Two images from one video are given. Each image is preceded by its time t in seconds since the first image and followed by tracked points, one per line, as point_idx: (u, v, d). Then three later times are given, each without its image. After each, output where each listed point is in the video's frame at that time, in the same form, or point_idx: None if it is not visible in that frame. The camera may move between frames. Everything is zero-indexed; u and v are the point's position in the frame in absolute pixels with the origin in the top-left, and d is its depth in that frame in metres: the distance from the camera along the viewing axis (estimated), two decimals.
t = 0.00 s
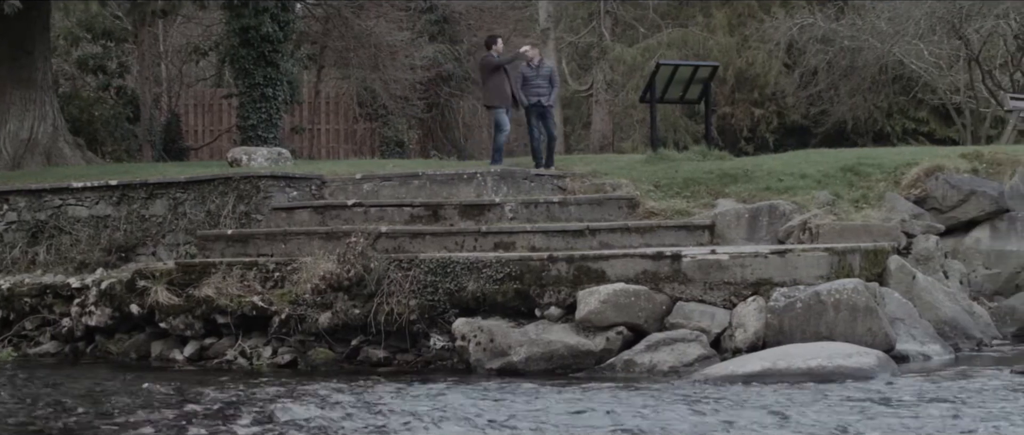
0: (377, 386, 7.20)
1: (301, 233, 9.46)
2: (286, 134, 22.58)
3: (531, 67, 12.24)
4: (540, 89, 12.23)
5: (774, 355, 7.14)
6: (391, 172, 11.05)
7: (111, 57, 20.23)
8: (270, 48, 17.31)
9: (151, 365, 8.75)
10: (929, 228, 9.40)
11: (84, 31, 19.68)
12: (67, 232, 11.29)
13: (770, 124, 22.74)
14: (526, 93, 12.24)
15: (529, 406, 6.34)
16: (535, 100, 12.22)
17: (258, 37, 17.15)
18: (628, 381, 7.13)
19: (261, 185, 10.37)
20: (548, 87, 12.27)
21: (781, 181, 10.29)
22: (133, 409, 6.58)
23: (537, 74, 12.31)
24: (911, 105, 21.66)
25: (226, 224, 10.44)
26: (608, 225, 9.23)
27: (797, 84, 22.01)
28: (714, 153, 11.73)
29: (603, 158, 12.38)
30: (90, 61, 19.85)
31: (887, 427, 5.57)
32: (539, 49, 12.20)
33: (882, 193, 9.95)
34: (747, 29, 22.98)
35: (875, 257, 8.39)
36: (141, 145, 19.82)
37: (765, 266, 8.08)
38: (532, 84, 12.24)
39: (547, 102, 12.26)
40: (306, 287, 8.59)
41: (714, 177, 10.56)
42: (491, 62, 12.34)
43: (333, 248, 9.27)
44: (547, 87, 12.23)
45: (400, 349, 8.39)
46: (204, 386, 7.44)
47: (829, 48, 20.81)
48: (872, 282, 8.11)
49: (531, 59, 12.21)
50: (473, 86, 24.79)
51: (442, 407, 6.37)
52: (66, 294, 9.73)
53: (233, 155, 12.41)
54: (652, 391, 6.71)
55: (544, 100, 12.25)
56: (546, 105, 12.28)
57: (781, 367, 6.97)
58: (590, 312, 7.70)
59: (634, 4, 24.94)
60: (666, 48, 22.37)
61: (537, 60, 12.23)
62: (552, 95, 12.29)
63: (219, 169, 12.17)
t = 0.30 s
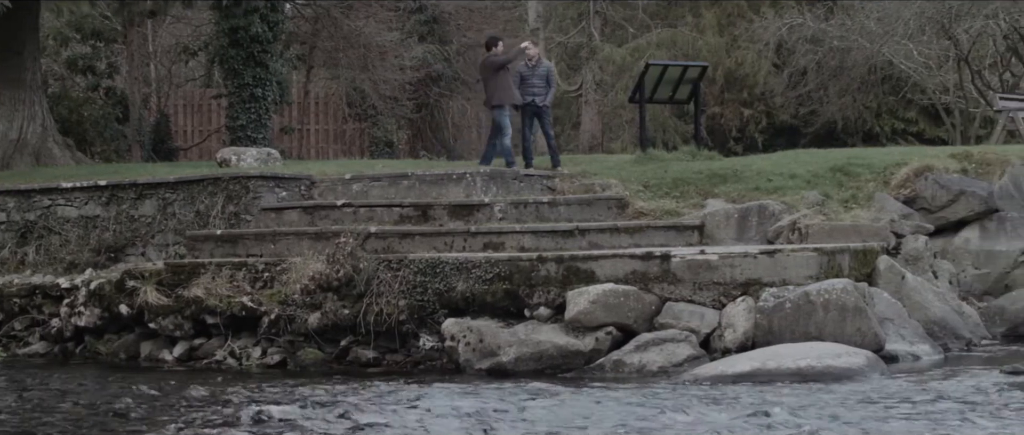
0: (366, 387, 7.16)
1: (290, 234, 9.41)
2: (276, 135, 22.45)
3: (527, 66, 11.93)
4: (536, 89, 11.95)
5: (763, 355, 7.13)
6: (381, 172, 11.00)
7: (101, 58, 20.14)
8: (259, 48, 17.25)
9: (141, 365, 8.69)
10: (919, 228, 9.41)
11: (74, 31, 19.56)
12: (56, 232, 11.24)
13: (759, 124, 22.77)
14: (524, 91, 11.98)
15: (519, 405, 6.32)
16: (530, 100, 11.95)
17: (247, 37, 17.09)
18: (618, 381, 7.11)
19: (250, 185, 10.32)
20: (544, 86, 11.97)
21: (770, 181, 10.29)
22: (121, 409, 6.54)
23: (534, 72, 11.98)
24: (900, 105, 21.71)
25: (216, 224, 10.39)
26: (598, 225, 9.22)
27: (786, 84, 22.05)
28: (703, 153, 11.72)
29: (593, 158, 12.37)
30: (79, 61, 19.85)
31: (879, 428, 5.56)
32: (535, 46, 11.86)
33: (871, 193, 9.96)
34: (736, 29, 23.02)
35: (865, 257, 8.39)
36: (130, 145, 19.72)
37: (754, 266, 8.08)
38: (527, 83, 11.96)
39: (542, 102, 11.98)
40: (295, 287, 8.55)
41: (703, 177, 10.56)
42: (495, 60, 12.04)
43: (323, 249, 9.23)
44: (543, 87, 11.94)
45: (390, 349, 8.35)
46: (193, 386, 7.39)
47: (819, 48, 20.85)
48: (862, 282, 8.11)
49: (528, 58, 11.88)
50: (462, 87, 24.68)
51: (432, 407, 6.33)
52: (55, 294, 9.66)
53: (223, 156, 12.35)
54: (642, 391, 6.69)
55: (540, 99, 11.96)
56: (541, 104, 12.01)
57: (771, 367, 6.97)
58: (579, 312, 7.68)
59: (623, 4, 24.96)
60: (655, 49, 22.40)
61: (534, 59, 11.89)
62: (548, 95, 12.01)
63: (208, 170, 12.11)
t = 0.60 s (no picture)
0: (355, 387, 7.13)
1: (279, 234, 9.38)
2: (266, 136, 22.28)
3: (531, 65, 11.95)
4: (541, 88, 11.93)
5: (752, 355, 7.13)
6: (370, 172, 10.96)
7: (90, 58, 20.05)
8: (248, 49, 17.20)
9: (129, 366, 8.64)
10: (907, 228, 9.43)
11: (63, 32, 19.45)
12: (45, 233, 11.17)
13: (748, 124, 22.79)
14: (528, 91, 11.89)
15: (508, 406, 6.30)
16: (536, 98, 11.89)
17: (237, 38, 17.05)
18: (608, 382, 7.11)
19: (239, 186, 10.28)
20: (547, 85, 11.99)
21: (760, 181, 10.30)
22: (110, 409, 6.50)
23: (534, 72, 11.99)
24: (889, 105, 21.75)
25: (205, 225, 10.35)
26: (587, 225, 9.20)
27: (775, 84, 22.09)
28: (692, 153, 11.73)
29: (582, 159, 12.36)
30: (68, 61, 19.78)
31: (868, 427, 5.57)
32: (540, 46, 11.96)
33: (860, 193, 9.98)
34: (725, 29, 23.06)
35: (853, 257, 8.40)
36: (120, 146, 19.63)
37: (743, 266, 8.07)
38: (531, 83, 11.92)
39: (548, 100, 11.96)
40: (284, 288, 8.52)
41: (692, 177, 10.56)
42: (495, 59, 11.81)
43: (312, 249, 9.19)
44: (546, 86, 11.96)
45: (379, 349, 8.33)
46: (182, 386, 7.36)
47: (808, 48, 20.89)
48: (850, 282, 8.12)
49: (533, 56, 11.91)
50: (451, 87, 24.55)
51: (421, 407, 6.31)
52: (44, 295, 9.59)
53: (212, 156, 12.29)
54: (631, 391, 6.69)
55: (546, 98, 11.94)
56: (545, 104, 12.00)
57: (759, 367, 6.97)
58: (568, 312, 7.66)
59: (613, 4, 24.97)
60: (644, 49, 22.42)
61: (538, 59, 11.93)
62: (551, 95, 12.04)
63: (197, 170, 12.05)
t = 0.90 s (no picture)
0: (343, 387, 7.10)
1: (268, 235, 9.34)
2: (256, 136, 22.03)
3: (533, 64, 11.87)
4: (542, 88, 11.87)
5: (741, 355, 7.12)
6: (359, 172, 10.92)
7: (78, 59, 19.96)
8: (237, 49, 17.13)
9: (118, 366, 8.58)
10: (896, 228, 9.44)
11: (52, 33, 19.34)
12: (33, 233, 11.07)
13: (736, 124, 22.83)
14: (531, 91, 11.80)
15: (497, 406, 6.28)
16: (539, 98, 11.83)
17: (225, 38, 17.00)
18: (596, 382, 7.09)
19: (228, 186, 10.25)
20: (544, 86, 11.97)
21: (748, 181, 10.31)
22: (97, 409, 6.46)
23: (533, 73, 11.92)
24: (877, 106, 21.81)
25: (193, 225, 10.30)
26: (576, 226, 9.18)
27: (764, 85, 22.14)
28: (681, 153, 11.73)
29: (571, 159, 12.34)
30: (57, 61, 19.66)
31: (857, 427, 5.56)
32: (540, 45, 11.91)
33: (849, 193, 10.00)
34: (714, 29, 23.10)
35: (842, 257, 8.41)
36: (108, 146, 19.53)
37: (731, 266, 8.06)
38: (533, 82, 11.83)
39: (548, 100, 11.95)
40: (273, 288, 8.48)
41: (680, 177, 10.55)
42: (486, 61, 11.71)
43: (300, 249, 9.15)
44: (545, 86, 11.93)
45: (367, 350, 8.30)
46: (169, 387, 7.31)
47: (796, 48, 20.93)
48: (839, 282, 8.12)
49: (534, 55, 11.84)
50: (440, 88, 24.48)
51: (409, 407, 6.29)
52: (32, 295, 9.53)
53: (201, 157, 12.22)
54: (620, 391, 6.67)
55: (546, 98, 11.88)
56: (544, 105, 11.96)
57: (748, 367, 6.96)
58: (557, 312, 7.64)
59: (601, 4, 24.98)
60: (633, 49, 22.43)
61: (538, 58, 11.89)
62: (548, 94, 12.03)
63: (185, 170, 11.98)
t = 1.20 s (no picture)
0: (330, 388, 7.07)
1: (256, 235, 9.30)
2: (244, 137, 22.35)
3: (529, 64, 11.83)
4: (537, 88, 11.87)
5: (729, 355, 7.12)
6: (348, 172, 10.88)
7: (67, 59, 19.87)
8: (225, 49, 17.07)
9: (106, 366, 8.53)
10: (884, 228, 9.45)
11: (40, 33, 19.22)
12: (22, 233, 11.00)
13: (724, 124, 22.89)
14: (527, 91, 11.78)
15: (486, 406, 6.26)
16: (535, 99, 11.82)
17: (214, 38, 16.93)
18: (585, 382, 7.07)
19: (216, 186, 10.20)
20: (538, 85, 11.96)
21: (737, 181, 10.31)
22: (84, 410, 6.41)
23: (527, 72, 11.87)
24: (865, 106, 21.88)
25: (181, 225, 10.24)
26: (564, 226, 9.16)
27: (752, 85, 22.18)
28: (669, 153, 11.73)
29: (559, 159, 12.32)
30: (45, 61, 19.51)
31: (846, 427, 5.56)
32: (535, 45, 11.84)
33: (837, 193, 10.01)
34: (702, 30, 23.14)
35: (829, 258, 8.42)
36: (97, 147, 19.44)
37: (720, 266, 8.06)
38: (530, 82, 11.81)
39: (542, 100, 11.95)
40: (261, 288, 8.44)
41: (669, 178, 10.55)
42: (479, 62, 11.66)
43: (288, 249, 9.11)
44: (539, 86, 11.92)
45: (356, 350, 8.26)
46: (156, 387, 7.27)
47: (784, 49, 20.97)
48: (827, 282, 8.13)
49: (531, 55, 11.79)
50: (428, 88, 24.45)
51: (397, 407, 6.26)
52: (21, 295, 9.47)
53: (189, 157, 12.16)
54: (609, 391, 6.66)
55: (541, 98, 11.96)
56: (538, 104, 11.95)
57: (737, 367, 6.96)
58: (545, 312, 7.62)
59: (590, 4, 24.98)
60: (621, 49, 22.43)
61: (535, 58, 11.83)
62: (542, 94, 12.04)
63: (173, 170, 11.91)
